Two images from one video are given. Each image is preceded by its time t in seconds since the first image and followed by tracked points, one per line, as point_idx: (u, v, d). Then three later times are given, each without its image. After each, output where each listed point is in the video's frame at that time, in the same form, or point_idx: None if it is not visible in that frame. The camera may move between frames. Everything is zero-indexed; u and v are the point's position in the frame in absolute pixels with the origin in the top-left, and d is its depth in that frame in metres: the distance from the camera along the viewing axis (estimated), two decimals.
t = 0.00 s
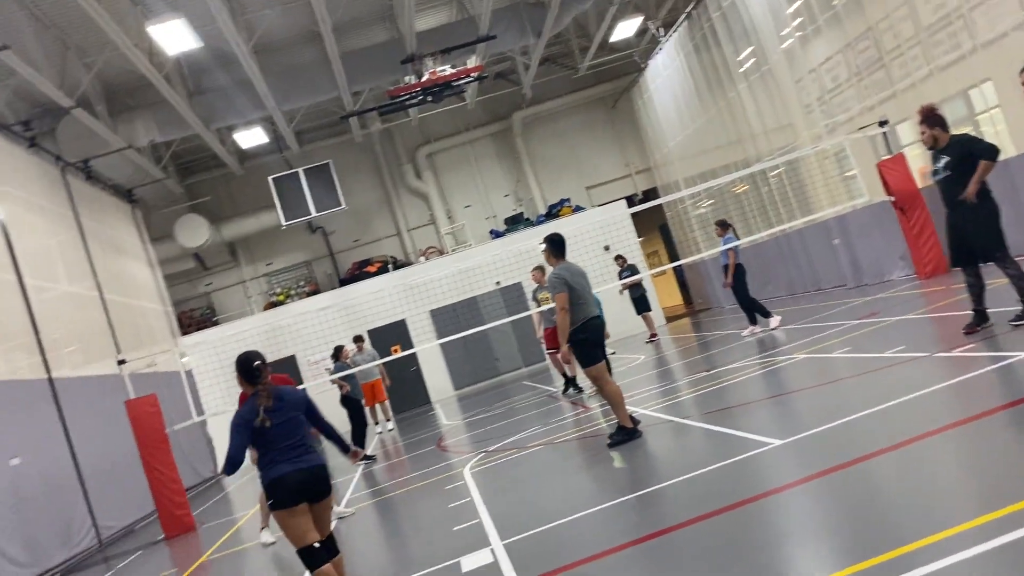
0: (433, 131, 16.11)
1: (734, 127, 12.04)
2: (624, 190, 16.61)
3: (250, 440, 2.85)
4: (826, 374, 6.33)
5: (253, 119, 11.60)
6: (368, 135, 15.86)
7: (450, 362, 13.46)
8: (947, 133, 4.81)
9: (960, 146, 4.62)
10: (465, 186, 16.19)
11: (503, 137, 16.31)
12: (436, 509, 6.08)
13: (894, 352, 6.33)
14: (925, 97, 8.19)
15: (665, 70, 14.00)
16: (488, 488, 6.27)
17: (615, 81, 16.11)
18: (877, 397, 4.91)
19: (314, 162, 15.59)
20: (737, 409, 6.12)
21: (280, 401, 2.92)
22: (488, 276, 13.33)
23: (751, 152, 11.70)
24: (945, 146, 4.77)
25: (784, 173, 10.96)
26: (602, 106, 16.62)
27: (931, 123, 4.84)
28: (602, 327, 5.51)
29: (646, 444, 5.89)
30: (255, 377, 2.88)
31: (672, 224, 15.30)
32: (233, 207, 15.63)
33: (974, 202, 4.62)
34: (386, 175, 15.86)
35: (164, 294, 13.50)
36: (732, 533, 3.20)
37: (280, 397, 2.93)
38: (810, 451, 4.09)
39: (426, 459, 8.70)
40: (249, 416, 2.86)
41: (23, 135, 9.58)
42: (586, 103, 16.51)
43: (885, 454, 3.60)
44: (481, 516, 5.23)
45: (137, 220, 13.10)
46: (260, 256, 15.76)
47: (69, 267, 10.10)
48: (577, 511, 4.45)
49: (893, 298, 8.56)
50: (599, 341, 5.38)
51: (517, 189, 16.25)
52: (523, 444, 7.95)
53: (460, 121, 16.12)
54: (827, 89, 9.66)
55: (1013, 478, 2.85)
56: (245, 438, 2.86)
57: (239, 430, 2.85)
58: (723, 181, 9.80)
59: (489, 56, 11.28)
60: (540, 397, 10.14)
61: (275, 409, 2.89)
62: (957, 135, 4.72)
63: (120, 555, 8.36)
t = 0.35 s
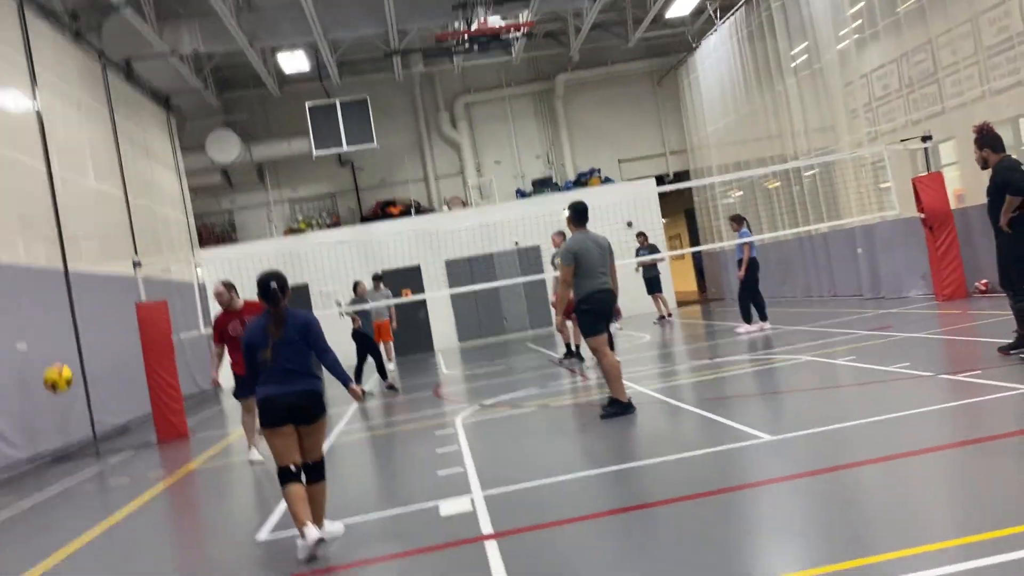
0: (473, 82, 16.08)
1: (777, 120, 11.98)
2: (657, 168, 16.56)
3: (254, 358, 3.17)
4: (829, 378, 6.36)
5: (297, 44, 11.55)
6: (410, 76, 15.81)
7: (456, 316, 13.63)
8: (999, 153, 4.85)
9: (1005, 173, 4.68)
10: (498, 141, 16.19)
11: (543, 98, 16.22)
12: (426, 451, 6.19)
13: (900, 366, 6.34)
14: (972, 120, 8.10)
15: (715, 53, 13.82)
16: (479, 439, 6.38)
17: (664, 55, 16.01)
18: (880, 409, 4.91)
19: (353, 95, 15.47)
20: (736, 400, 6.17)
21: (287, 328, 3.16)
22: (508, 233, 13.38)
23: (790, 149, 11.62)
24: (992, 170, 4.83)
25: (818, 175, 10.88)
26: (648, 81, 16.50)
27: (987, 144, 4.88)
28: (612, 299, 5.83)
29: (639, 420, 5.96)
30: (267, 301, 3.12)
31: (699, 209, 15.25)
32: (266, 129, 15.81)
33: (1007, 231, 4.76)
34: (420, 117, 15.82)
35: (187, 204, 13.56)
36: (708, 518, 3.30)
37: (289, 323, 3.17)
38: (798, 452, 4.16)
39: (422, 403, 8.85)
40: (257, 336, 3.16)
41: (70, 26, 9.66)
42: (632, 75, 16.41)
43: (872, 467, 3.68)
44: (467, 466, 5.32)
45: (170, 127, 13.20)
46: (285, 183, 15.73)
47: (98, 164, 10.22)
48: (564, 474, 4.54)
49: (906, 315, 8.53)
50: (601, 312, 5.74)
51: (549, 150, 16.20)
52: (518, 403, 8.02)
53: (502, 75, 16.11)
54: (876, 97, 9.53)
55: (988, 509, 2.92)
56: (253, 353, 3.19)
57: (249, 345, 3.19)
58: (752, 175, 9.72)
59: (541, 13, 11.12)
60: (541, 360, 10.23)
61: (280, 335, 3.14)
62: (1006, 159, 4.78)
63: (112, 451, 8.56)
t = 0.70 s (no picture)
0: (452, 7, 15.87)
1: (753, 77, 11.97)
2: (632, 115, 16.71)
3: (211, 262, 3.34)
4: (774, 337, 6.45)
5: None
6: None
7: (418, 249, 13.60)
8: (974, 128, 4.88)
9: (971, 150, 4.77)
10: (473, 70, 15.99)
11: (522, 30, 16.08)
12: (369, 374, 6.16)
13: (844, 331, 6.42)
14: (943, 97, 8.14)
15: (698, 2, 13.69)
16: (423, 366, 6.34)
17: None
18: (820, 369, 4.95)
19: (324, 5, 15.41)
20: (681, 349, 6.23)
21: (242, 237, 3.31)
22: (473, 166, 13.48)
23: (763, 108, 11.65)
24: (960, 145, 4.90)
25: (788, 136, 10.90)
26: (629, 24, 16.48)
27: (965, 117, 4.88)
28: (569, 242, 5.72)
29: (584, 360, 6.00)
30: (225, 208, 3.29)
31: (666, 158, 15.35)
32: (232, 32, 15.51)
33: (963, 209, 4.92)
34: (394, 37, 15.71)
35: (145, 103, 13.20)
36: (642, 461, 3.30)
37: (244, 233, 3.33)
38: (738, 405, 4.19)
39: (372, 327, 8.81)
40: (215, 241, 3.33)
41: None
42: (614, 16, 16.35)
43: (806, 424, 3.69)
44: (410, 392, 5.29)
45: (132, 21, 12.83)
46: (248, 89, 15.68)
47: (53, 52, 9.80)
48: (504, 408, 4.54)
49: (856, 282, 8.62)
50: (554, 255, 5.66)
51: (523, 85, 16.10)
52: (469, 335, 7.93)
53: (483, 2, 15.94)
54: (852, 63, 9.51)
55: (915, 470, 2.94)
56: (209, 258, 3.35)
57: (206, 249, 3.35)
58: (725, 129, 9.59)
59: None
60: (495, 296, 10.23)
61: (236, 243, 3.30)
62: (979, 134, 4.83)
63: (51, 347, 8.39)
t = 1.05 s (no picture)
0: None
1: (755, 75, 11.97)
2: (631, 107, 16.71)
3: (205, 239, 3.46)
4: (765, 334, 6.47)
5: None
6: None
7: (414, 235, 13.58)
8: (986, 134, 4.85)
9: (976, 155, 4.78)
10: (475, 57, 15.96)
11: (527, 19, 16.02)
12: (360, 356, 6.16)
13: (835, 331, 6.44)
14: (945, 103, 8.14)
15: None
16: (414, 350, 6.34)
17: None
18: (811, 368, 4.96)
19: None
20: (673, 343, 6.24)
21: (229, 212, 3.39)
22: (473, 153, 13.46)
23: (764, 105, 11.64)
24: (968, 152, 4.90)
25: (787, 135, 10.90)
26: (634, 16, 16.45)
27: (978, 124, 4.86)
28: (564, 230, 5.69)
29: (574, 350, 6.01)
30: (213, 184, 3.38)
31: (665, 152, 15.36)
32: (234, 8, 15.43)
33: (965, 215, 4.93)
34: (397, 20, 15.65)
35: (145, 77, 13.12)
36: (628, 451, 3.32)
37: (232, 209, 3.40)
38: (726, 400, 4.21)
39: (365, 310, 8.79)
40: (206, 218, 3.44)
41: None
42: (619, 7, 16.33)
43: (794, 422, 3.71)
44: (401, 375, 5.30)
45: None
46: (249, 67, 15.62)
47: (53, 22, 9.73)
48: (492, 395, 4.54)
49: (850, 283, 8.64)
50: (547, 242, 5.63)
51: (525, 74, 16.06)
52: (462, 322, 7.91)
53: None
54: (855, 65, 9.50)
55: (900, 471, 2.96)
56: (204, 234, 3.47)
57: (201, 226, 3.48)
58: (724, 125, 9.59)
59: None
60: (489, 283, 10.22)
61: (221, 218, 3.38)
62: (988, 141, 4.81)
63: (42, 317, 8.36)
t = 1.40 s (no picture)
0: None
1: (765, 85, 11.97)
2: (640, 114, 16.79)
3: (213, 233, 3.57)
4: (769, 345, 6.45)
5: None
6: None
7: (420, 237, 13.59)
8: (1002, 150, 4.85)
9: (990, 171, 4.77)
10: (486, 60, 15.99)
11: (540, 22, 16.02)
12: (362, 355, 6.16)
13: (839, 344, 6.42)
14: (955, 118, 8.11)
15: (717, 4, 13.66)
16: (417, 351, 6.33)
17: None
18: (815, 380, 4.93)
19: None
20: (676, 351, 6.22)
21: (233, 206, 3.49)
22: (480, 155, 13.53)
23: (774, 115, 11.63)
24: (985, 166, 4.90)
25: (797, 144, 10.89)
26: (646, 23, 16.51)
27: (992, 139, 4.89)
28: (566, 232, 5.64)
29: (577, 356, 6.00)
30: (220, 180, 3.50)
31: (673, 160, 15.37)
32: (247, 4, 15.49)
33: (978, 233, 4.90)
34: (410, 22, 15.70)
35: (156, 71, 13.16)
36: (630, 458, 3.31)
37: (237, 203, 3.50)
38: (728, 410, 4.20)
39: (368, 310, 8.79)
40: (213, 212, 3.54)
41: None
42: (631, 14, 16.41)
43: (796, 434, 3.69)
44: (403, 375, 5.28)
45: None
46: (261, 64, 15.67)
47: (67, 15, 9.77)
48: (494, 398, 4.53)
49: (855, 297, 8.60)
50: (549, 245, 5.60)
51: (535, 78, 16.09)
52: (466, 325, 7.87)
53: None
54: (867, 77, 9.47)
55: (902, 485, 2.95)
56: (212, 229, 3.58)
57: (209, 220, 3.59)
58: (733, 134, 9.60)
59: None
60: (494, 286, 10.23)
61: (224, 211, 3.48)
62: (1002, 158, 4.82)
63: (47, 307, 8.38)
